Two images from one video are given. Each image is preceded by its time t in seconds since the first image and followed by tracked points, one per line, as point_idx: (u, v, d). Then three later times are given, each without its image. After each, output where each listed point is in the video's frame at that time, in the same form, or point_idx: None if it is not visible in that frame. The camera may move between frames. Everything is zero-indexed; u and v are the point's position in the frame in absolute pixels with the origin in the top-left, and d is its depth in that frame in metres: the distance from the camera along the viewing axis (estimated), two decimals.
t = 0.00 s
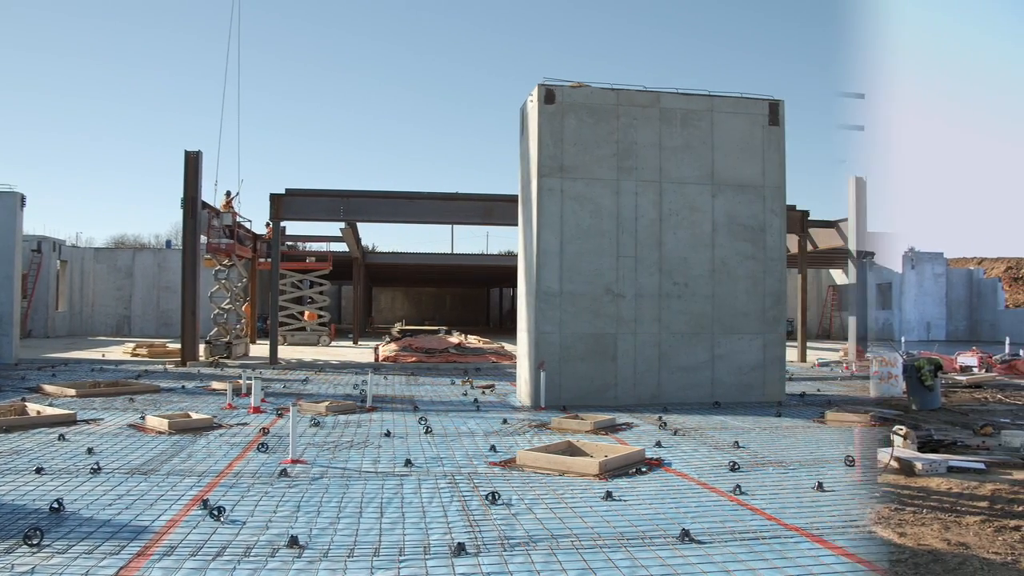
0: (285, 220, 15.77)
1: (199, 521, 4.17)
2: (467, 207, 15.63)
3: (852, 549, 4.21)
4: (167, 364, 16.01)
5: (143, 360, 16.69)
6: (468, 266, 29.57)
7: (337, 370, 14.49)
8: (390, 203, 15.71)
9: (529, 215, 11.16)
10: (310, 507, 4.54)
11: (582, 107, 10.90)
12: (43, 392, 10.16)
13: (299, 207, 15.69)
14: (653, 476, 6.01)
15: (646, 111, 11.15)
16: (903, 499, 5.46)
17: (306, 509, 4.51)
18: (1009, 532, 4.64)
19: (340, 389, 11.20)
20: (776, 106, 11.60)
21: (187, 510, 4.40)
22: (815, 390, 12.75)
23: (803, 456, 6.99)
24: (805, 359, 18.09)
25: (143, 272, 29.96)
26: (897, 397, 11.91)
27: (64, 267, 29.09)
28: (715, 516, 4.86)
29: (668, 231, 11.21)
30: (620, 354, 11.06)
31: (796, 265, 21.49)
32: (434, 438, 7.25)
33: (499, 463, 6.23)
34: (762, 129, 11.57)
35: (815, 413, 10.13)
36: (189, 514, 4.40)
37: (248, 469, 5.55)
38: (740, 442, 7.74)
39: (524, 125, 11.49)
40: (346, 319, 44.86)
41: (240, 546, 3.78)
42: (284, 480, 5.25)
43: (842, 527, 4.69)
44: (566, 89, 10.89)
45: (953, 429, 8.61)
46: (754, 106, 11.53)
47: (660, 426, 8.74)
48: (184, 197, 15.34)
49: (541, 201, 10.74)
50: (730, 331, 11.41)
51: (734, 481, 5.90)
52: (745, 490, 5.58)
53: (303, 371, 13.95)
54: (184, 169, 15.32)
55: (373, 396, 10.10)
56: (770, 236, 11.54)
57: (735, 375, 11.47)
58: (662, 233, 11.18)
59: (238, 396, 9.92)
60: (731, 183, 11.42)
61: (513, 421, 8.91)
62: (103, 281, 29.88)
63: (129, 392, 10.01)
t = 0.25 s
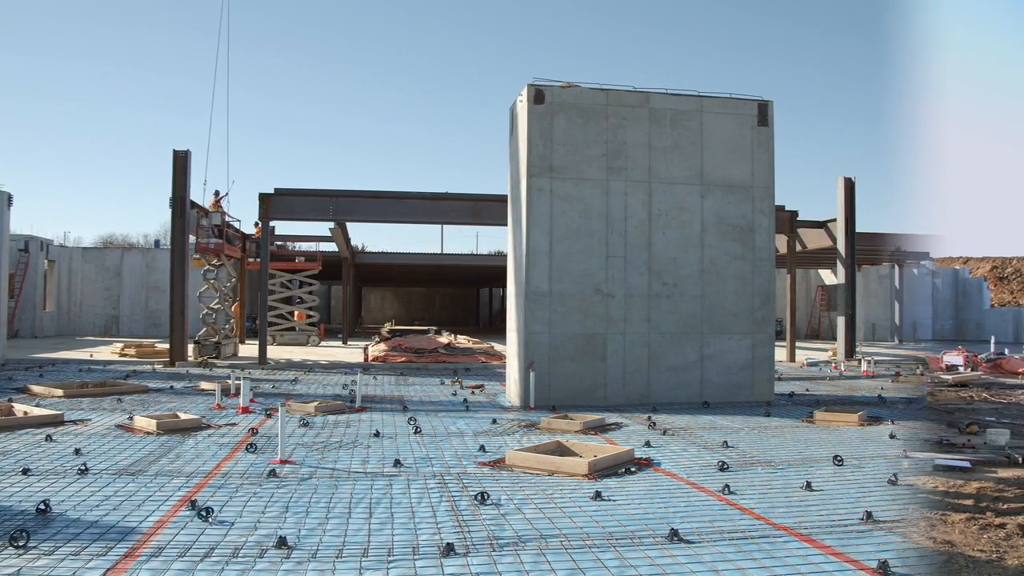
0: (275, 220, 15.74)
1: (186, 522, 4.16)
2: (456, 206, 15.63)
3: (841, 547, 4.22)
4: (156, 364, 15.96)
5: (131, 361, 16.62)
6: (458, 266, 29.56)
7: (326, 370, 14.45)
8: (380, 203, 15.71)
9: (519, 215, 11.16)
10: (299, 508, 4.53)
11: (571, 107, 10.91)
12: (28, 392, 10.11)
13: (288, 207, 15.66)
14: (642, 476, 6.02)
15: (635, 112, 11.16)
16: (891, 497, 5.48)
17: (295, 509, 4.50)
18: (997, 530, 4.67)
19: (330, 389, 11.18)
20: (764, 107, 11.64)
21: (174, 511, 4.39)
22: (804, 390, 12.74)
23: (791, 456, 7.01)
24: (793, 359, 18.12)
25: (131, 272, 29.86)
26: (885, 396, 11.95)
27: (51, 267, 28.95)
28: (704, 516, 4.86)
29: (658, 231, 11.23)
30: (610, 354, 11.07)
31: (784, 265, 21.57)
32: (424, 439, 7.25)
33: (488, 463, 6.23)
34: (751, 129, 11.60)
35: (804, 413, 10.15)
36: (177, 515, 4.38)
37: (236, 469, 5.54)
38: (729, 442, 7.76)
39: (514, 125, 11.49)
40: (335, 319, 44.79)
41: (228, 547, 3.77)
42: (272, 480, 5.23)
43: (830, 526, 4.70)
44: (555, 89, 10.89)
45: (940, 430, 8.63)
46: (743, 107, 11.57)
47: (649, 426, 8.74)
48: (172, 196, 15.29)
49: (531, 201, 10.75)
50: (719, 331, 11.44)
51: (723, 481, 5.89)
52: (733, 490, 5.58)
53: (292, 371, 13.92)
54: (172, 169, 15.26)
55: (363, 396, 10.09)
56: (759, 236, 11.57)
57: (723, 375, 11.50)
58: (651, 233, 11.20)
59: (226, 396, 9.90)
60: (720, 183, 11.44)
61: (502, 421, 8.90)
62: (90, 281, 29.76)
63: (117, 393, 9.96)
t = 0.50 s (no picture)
0: (264, 220, 15.70)
1: (175, 523, 4.14)
2: (447, 206, 15.63)
3: (830, 546, 4.23)
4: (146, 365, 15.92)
5: (120, 361, 16.55)
6: (448, 266, 29.56)
7: (315, 370, 14.42)
8: (370, 203, 15.69)
9: (509, 215, 11.17)
10: (288, 508, 4.52)
11: (561, 107, 10.92)
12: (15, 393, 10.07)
13: (278, 207, 15.63)
14: (631, 475, 6.02)
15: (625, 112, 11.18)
16: (880, 495, 5.50)
17: (284, 510, 4.49)
18: (985, 528, 4.70)
19: (320, 389, 11.16)
20: (753, 107, 11.68)
21: (162, 512, 4.37)
22: (792, 390, 12.73)
23: (780, 455, 7.02)
24: (783, 359, 18.16)
25: (120, 272, 29.77)
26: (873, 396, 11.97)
27: (39, 267, 28.83)
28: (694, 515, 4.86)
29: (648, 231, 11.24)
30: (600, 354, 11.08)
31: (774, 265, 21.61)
32: (413, 439, 7.24)
33: (478, 463, 6.22)
34: (741, 130, 11.63)
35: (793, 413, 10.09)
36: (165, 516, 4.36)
37: (225, 470, 5.52)
38: (718, 442, 7.77)
39: (504, 126, 11.49)
40: (324, 319, 44.73)
41: (217, 548, 3.76)
42: (261, 481, 5.21)
43: (819, 525, 4.71)
44: (545, 89, 10.90)
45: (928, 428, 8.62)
46: (732, 107, 11.60)
47: (639, 425, 8.74)
48: (162, 196, 15.24)
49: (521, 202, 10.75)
50: (709, 331, 11.47)
51: (711, 481, 5.89)
52: (723, 489, 5.59)
53: (282, 372, 13.91)
54: (162, 169, 15.21)
55: (352, 396, 10.09)
56: (748, 236, 11.61)
57: (713, 375, 11.53)
58: (641, 233, 11.21)
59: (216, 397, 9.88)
60: (709, 183, 11.47)
61: (492, 421, 8.90)
62: (79, 281, 29.66)
63: (105, 393, 9.93)
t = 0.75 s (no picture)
0: (255, 220, 15.66)
1: (164, 525, 4.13)
2: (438, 206, 15.62)
3: (820, 545, 4.25)
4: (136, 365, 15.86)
5: (110, 361, 16.48)
6: (440, 266, 29.55)
7: (306, 370, 14.40)
8: (361, 203, 15.66)
9: (499, 214, 11.17)
10: (279, 509, 4.51)
11: (551, 108, 10.93)
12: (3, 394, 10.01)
13: (268, 207, 15.59)
14: (621, 475, 6.03)
15: (617, 113, 11.18)
16: (869, 494, 5.52)
17: (274, 511, 4.48)
18: (974, 526, 4.73)
19: (312, 389, 11.14)
20: (744, 107, 11.70)
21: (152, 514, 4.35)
22: (782, 390, 12.77)
23: (770, 455, 7.04)
24: (773, 359, 18.20)
25: (109, 273, 29.66)
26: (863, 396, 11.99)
27: (28, 267, 28.71)
28: (684, 515, 4.85)
29: (638, 232, 11.25)
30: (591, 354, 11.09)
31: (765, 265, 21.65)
32: (404, 439, 7.23)
33: (468, 463, 6.23)
34: (731, 130, 11.65)
35: (783, 413, 10.09)
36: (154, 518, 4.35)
37: (216, 471, 5.50)
38: (709, 441, 7.79)
39: (495, 125, 11.47)
40: (315, 319, 44.61)
41: (206, 549, 3.75)
42: (251, 481, 5.20)
43: (810, 524, 4.72)
44: (535, 89, 10.91)
45: (917, 428, 8.63)
46: (722, 107, 11.62)
47: (630, 425, 8.74)
48: (151, 196, 15.19)
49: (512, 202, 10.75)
50: (699, 331, 11.50)
51: (702, 481, 5.89)
52: (714, 489, 5.60)
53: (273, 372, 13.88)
54: (151, 168, 15.15)
55: (342, 397, 10.08)
56: (739, 236, 11.64)
57: (703, 374, 11.56)
58: (631, 234, 11.22)
59: (206, 397, 9.85)
60: (700, 183, 11.49)
61: (483, 421, 8.90)
62: (68, 282, 29.53)
63: (93, 394, 9.89)
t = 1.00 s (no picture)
0: (245, 220, 15.64)
1: (154, 525, 4.12)
2: (429, 206, 15.61)
3: (809, 544, 4.26)
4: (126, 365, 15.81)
5: (100, 362, 16.41)
6: (432, 266, 29.53)
7: (297, 371, 14.37)
8: (353, 203, 15.66)
9: (490, 214, 11.17)
10: (269, 509, 4.50)
11: (543, 108, 10.93)
12: None
13: (259, 206, 15.56)
14: (612, 475, 6.03)
15: (608, 113, 11.19)
16: (859, 493, 5.54)
17: (264, 511, 4.47)
18: (963, 525, 4.75)
19: (302, 389, 11.13)
20: (735, 107, 11.72)
21: (141, 514, 4.34)
22: (773, 390, 12.81)
23: (760, 455, 7.06)
24: (764, 359, 18.26)
25: (100, 272, 29.57)
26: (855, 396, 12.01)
27: (18, 267, 28.60)
28: (674, 515, 4.86)
29: (629, 233, 11.26)
30: (582, 354, 11.09)
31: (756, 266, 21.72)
32: (394, 439, 7.23)
33: (459, 463, 6.22)
34: (722, 130, 11.67)
35: (774, 412, 10.10)
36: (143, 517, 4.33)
37: (206, 471, 5.49)
38: (700, 441, 7.80)
39: (487, 125, 11.46)
40: (306, 319, 44.53)
41: (196, 549, 3.74)
42: (241, 481, 5.19)
43: (800, 523, 4.73)
44: (526, 89, 10.91)
45: (907, 427, 8.67)
46: (713, 108, 11.64)
47: (621, 425, 8.74)
48: (142, 196, 15.15)
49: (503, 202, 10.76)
50: (690, 331, 11.52)
51: (693, 480, 5.90)
52: (704, 489, 5.61)
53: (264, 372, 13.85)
54: (141, 168, 15.11)
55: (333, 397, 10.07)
56: (730, 236, 11.66)
57: (694, 374, 11.58)
58: (622, 234, 11.22)
59: (196, 397, 9.83)
60: (691, 184, 11.51)
61: (474, 421, 8.89)
62: (58, 281, 29.43)
63: (82, 394, 9.85)
